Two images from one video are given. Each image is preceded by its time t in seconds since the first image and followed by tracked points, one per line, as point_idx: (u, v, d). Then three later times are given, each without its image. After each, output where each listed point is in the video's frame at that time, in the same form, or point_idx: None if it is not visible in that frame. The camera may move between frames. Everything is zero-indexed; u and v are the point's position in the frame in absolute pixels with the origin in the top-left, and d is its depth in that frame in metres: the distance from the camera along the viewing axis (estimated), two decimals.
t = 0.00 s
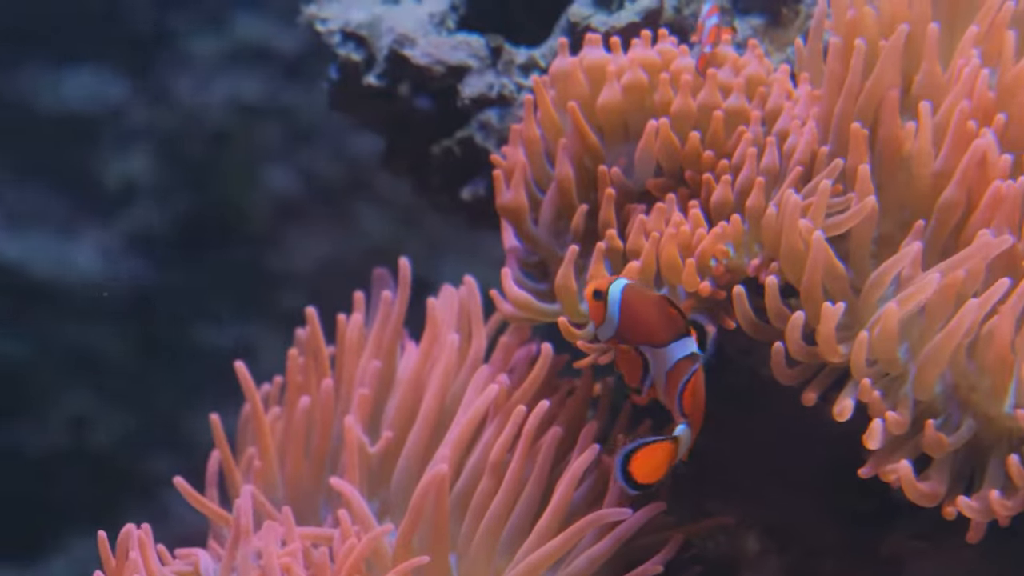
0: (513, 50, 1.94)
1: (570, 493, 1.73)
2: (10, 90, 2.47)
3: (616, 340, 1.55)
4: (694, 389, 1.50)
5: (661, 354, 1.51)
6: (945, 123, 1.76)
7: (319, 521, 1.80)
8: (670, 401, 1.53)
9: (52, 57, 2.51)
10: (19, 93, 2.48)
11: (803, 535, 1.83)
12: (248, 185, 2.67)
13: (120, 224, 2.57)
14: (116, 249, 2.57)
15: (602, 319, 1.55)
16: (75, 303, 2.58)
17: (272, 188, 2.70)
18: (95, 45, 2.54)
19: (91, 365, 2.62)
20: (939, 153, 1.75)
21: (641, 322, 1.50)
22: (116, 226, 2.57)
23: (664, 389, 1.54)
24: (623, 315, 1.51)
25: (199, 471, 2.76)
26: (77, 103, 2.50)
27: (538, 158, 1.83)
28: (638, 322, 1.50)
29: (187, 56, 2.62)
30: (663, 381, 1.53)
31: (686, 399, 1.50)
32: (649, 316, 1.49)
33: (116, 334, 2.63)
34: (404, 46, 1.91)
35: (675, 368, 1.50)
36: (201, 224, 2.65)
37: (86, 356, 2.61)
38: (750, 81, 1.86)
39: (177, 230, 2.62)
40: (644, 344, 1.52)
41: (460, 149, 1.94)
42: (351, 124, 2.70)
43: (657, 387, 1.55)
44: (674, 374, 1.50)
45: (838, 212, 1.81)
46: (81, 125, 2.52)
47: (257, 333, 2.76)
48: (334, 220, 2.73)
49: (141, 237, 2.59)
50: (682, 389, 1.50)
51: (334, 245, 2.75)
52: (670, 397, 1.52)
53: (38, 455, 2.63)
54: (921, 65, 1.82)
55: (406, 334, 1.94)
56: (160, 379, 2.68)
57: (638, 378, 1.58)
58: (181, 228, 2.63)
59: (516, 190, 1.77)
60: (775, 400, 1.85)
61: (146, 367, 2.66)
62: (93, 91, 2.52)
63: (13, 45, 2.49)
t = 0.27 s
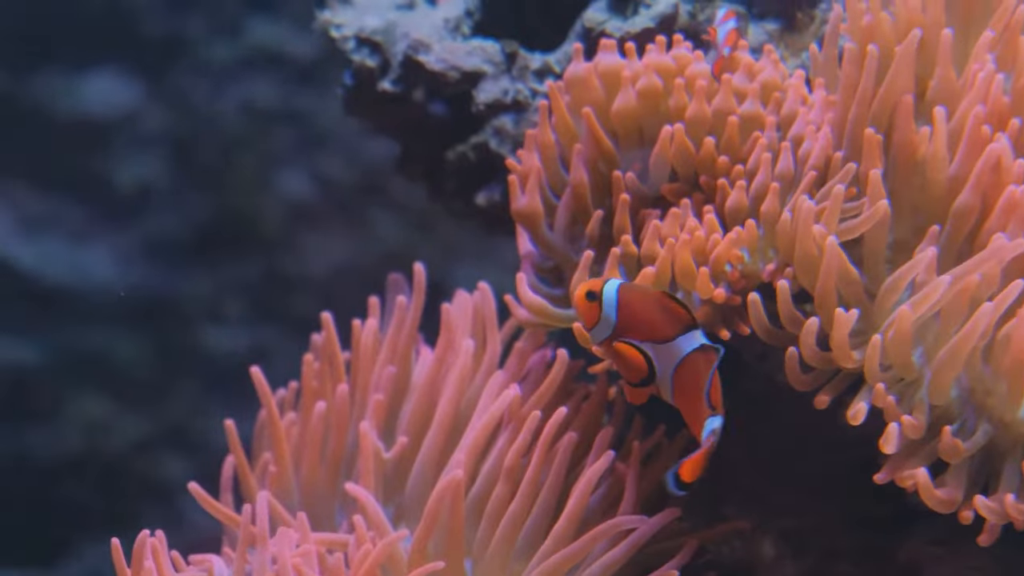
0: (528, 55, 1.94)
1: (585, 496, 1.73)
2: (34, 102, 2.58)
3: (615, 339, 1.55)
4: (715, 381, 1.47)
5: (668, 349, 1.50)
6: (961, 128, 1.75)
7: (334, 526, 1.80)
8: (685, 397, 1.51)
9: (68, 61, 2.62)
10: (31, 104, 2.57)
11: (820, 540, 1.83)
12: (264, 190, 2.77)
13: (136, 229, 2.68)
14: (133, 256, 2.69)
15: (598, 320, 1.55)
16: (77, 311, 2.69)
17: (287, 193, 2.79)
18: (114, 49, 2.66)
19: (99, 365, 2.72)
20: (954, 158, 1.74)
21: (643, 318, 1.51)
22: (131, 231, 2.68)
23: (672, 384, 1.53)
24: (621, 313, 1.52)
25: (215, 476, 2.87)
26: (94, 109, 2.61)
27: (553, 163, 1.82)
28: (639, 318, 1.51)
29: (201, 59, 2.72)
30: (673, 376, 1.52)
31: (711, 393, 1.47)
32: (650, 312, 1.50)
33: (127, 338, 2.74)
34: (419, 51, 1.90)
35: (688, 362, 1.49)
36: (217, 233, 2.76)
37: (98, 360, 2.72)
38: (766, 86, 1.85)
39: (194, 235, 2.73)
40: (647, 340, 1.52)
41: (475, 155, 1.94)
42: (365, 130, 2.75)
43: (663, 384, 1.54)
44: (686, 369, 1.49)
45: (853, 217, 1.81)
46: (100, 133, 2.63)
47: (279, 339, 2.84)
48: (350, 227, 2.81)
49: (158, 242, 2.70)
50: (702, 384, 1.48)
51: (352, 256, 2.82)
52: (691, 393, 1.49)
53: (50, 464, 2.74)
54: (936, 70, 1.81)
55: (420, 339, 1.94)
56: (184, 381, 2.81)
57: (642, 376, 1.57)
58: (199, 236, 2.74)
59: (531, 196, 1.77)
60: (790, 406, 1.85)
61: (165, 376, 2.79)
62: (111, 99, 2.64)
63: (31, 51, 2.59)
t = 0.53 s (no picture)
0: (546, 61, 1.94)
1: (603, 502, 1.72)
2: (51, 104, 2.48)
3: (613, 336, 1.52)
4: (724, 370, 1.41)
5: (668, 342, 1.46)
6: (979, 132, 1.74)
7: (352, 533, 1.80)
8: (690, 390, 1.45)
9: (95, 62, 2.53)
10: (49, 109, 2.48)
11: (839, 544, 1.82)
12: (282, 196, 2.79)
13: (154, 238, 2.64)
14: (150, 259, 2.65)
15: (595, 317, 1.53)
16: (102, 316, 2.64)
17: (304, 199, 2.82)
18: (128, 52, 2.56)
19: (122, 374, 2.70)
20: (972, 163, 1.73)
21: (641, 313, 1.48)
22: (151, 237, 2.64)
23: (675, 378, 1.47)
24: (617, 309, 1.50)
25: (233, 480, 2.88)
26: (113, 113, 2.53)
27: (571, 168, 1.83)
28: (637, 311, 1.47)
29: (218, 68, 2.65)
30: (674, 370, 1.47)
31: (723, 380, 1.41)
32: (648, 305, 1.47)
33: (147, 343, 2.70)
34: (436, 57, 1.89)
35: (692, 352, 1.44)
36: (234, 238, 2.75)
37: (122, 366, 2.69)
38: (783, 91, 1.85)
39: (212, 238, 2.72)
40: (645, 335, 1.49)
41: (492, 161, 1.93)
42: (382, 137, 2.84)
43: (664, 380, 1.49)
44: (690, 360, 1.44)
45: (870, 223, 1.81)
46: (116, 136, 2.55)
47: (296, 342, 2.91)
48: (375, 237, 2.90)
49: (178, 246, 2.67)
50: (710, 373, 1.42)
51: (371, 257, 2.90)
52: (700, 385, 1.43)
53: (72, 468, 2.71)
54: (953, 75, 1.80)
55: (438, 344, 1.93)
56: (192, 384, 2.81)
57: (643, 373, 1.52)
58: (219, 241, 2.73)
59: (548, 201, 1.77)
60: (809, 412, 1.84)
61: (183, 384, 2.79)
62: (130, 102, 2.55)
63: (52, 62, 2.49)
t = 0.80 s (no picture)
0: (567, 72, 1.94)
1: (625, 513, 1.72)
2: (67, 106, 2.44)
3: (617, 331, 1.58)
4: (731, 359, 1.46)
5: (673, 335, 1.52)
6: (1001, 140, 1.73)
7: (375, 543, 1.80)
8: (696, 382, 1.49)
9: (107, 80, 2.48)
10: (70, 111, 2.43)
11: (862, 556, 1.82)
12: (305, 206, 2.89)
13: (177, 246, 2.63)
14: (173, 270, 2.63)
15: (599, 313, 1.59)
16: (115, 320, 2.54)
17: (329, 210, 2.95)
18: (149, 62, 2.55)
19: (140, 384, 2.59)
20: (994, 172, 1.72)
21: (645, 307, 1.54)
22: (174, 245, 2.62)
23: (680, 372, 1.51)
24: (622, 304, 1.56)
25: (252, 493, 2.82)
26: (134, 123, 2.51)
27: (593, 179, 1.82)
28: (641, 305, 1.54)
29: (241, 74, 2.72)
30: (678, 363, 1.51)
31: (731, 369, 1.46)
32: (653, 300, 1.54)
33: (166, 349, 2.63)
34: (458, 68, 1.90)
35: (696, 343, 1.48)
36: (257, 245, 2.79)
37: (138, 375, 2.58)
38: (805, 101, 1.85)
39: (233, 250, 2.74)
40: (648, 328, 1.54)
41: (514, 171, 1.93)
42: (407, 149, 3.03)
43: (667, 374, 1.54)
44: (695, 351, 1.49)
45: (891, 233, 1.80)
46: (137, 145, 2.52)
47: (331, 354, 3.01)
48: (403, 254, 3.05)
49: (199, 257, 2.67)
50: (717, 364, 1.47)
51: (395, 263, 3.07)
52: (707, 375, 1.48)
53: (89, 479, 2.55)
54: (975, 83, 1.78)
55: (459, 355, 1.93)
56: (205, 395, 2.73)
57: (646, 369, 1.57)
58: (240, 249, 2.74)
59: (571, 212, 1.76)
60: (832, 421, 1.84)
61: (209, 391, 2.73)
62: (153, 113, 2.55)
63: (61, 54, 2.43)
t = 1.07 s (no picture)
0: (584, 79, 1.92)
1: (644, 520, 1.70)
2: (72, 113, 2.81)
3: (619, 327, 1.53)
4: (728, 351, 1.39)
5: (672, 329, 1.46)
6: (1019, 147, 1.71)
7: (392, 553, 1.79)
8: (694, 376, 1.42)
9: (130, 82, 2.87)
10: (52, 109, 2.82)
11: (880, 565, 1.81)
12: (323, 211, 3.08)
13: (189, 255, 2.92)
14: (189, 280, 2.92)
15: (602, 309, 1.55)
16: (139, 338, 2.90)
17: (344, 216, 3.10)
18: (170, 71, 2.89)
19: (156, 393, 2.96)
20: (1011, 178, 1.70)
21: (645, 301, 1.49)
22: (191, 253, 2.92)
23: (679, 366, 1.45)
24: (624, 298, 1.52)
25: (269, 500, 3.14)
26: (150, 138, 2.86)
27: (610, 187, 1.82)
28: (641, 298, 1.49)
29: (258, 86, 2.96)
30: (677, 356, 1.45)
31: (729, 362, 1.38)
32: (654, 293, 1.49)
33: (189, 362, 2.98)
34: (475, 76, 1.92)
35: (693, 336, 1.42)
36: (275, 249, 3.05)
37: (157, 383, 2.96)
38: (822, 108, 1.84)
39: (245, 256, 3.00)
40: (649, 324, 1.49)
41: (531, 179, 1.94)
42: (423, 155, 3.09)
43: (667, 369, 1.48)
44: (692, 344, 1.42)
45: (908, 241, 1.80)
46: (157, 157, 2.88)
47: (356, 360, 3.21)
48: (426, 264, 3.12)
49: (213, 265, 2.95)
50: (713, 357, 1.39)
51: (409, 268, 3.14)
52: (704, 369, 1.41)
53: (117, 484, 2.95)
54: (993, 90, 1.76)
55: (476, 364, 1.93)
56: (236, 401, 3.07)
57: (650, 364, 1.52)
58: (253, 253, 3.00)
59: (587, 220, 1.76)
60: (850, 428, 1.83)
61: (220, 397, 3.05)
62: (168, 123, 2.87)
63: (89, 74, 2.83)
